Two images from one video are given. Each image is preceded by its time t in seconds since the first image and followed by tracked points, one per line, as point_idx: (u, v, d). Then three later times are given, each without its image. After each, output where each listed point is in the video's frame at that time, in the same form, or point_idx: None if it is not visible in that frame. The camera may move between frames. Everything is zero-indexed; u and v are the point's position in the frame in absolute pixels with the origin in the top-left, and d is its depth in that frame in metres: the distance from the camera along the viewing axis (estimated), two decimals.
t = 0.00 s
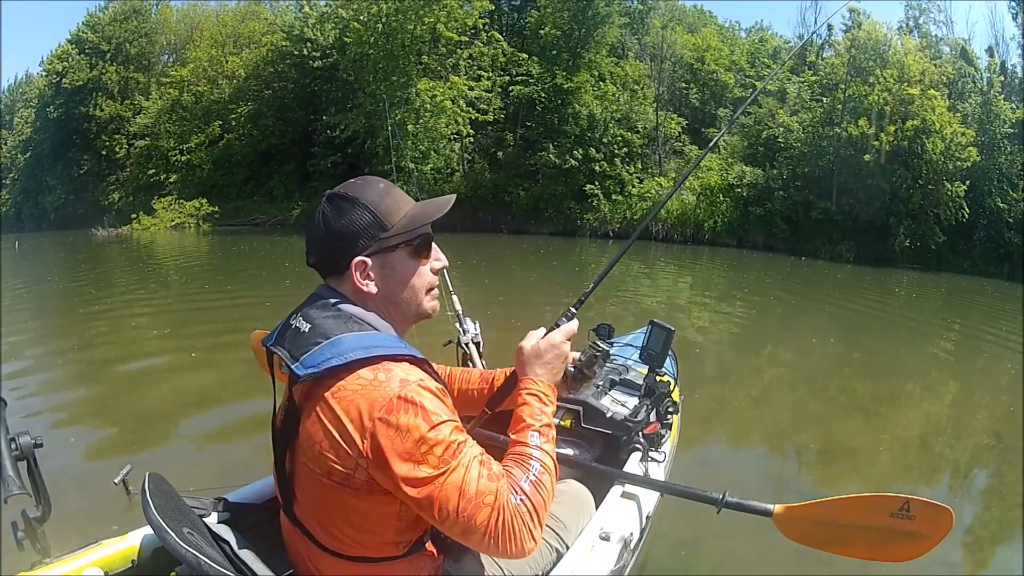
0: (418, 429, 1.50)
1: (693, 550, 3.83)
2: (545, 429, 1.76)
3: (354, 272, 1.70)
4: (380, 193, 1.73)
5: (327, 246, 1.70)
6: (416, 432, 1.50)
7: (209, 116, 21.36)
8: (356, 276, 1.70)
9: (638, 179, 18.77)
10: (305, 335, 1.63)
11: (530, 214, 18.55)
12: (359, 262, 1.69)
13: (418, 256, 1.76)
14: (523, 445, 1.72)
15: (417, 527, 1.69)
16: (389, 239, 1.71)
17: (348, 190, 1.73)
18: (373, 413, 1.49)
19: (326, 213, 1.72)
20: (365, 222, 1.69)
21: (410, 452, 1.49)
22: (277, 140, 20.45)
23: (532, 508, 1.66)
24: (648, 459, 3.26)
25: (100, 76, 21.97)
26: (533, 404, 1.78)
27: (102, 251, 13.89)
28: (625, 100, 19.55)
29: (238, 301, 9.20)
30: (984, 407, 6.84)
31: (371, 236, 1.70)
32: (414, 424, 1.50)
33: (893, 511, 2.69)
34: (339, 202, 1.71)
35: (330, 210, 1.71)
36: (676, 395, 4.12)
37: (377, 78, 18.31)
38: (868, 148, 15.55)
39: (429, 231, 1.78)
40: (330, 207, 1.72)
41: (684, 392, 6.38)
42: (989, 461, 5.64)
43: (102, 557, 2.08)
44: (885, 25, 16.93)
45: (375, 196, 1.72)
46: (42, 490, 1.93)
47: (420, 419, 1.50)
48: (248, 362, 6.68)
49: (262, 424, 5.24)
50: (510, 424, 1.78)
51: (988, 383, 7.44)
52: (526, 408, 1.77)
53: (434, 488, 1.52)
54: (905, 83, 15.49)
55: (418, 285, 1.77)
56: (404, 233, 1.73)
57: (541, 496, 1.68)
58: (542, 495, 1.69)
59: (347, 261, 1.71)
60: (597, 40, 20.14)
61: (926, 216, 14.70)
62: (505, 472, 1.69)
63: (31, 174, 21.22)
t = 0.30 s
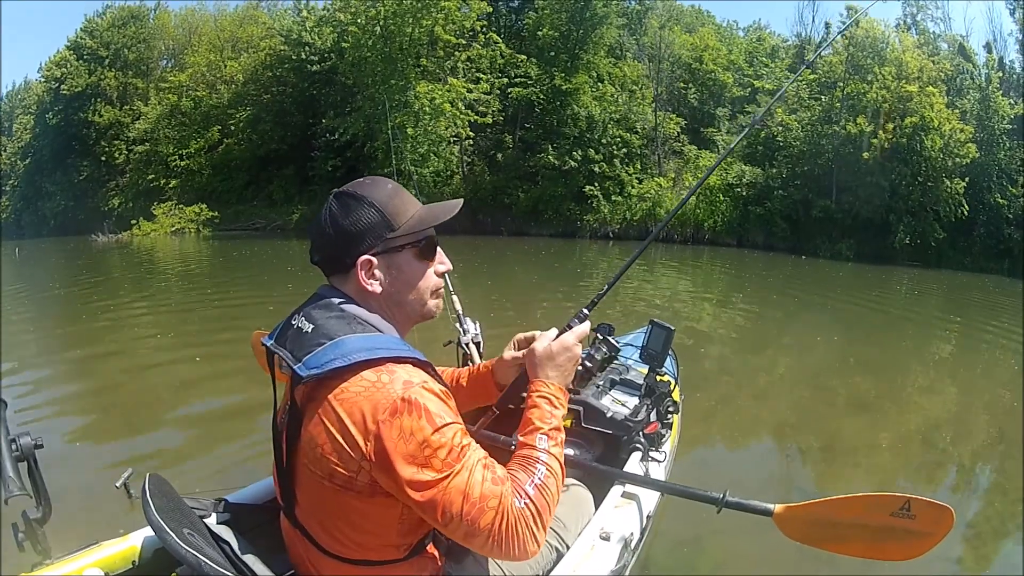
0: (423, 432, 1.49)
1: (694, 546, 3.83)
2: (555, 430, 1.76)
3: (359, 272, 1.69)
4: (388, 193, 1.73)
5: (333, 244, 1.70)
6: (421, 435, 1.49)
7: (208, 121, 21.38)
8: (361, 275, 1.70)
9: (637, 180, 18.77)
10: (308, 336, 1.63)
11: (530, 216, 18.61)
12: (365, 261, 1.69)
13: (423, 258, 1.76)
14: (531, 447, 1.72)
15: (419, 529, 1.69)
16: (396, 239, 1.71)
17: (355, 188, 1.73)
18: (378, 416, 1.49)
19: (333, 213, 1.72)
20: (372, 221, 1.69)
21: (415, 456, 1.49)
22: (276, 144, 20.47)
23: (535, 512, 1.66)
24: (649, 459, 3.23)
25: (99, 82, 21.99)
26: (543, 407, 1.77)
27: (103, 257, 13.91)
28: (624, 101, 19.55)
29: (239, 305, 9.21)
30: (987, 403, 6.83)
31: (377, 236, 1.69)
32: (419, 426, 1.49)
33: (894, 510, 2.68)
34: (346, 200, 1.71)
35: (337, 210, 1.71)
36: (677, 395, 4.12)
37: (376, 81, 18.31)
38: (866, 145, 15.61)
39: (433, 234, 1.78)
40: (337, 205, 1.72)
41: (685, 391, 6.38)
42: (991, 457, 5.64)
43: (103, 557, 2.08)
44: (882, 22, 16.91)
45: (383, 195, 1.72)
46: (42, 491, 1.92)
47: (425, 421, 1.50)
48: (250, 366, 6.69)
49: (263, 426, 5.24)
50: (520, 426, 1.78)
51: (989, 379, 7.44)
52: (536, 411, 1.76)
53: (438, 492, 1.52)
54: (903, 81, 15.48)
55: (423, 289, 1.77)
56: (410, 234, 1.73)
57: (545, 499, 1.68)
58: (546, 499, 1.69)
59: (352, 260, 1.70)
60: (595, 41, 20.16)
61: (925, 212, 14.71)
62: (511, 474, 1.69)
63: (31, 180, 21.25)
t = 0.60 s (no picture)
0: (416, 436, 1.50)
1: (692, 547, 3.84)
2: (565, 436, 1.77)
3: (355, 269, 1.69)
4: (388, 190, 1.74)
5: (331, 240, 1.70)
6: (415, 439, 1.50)
7: (210, 115, 21.38)
8: (357, 273, 1.70)
9: (638, 179, 18.74)
10: (302, 336, 1.62)
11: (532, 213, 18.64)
12: (362, 258, 1.69)
13: (422, 259, 1.76)
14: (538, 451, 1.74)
15: (413, 533, 1.69)
16: (394, 238, 1.71)
17: (354, 184, 1.73)
18: (370, 422, 1.49)
19: (332, 208, 1.71)
20: (370, 217, 1.69)
21: (407, 461, 1.49)
22: (277, 139, 20.45)
23: (532, 517, 1.67)
24: (648, 459, 3.20)
25: (101, 75, 21.98)
26: (558, 414, 1.79)
27: (105, 250, 13.92)
28: (626, 100, 19.51)
29: (239, 299, 9.21)
30: (985, 408, 6.83)
31: (375, 233, 1.69)
32: (412, 431, 1.50)
33: (893, 512, 2.69)
34: (345, 195, 1.71)
35: (336, 204, 1.71)
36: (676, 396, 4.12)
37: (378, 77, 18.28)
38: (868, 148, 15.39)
39: (433, 234, 1.78)
40: (336, 200, 1.72)
41: (684, 391, 6.39)
42: (989, 461, 5.64)
43: (102, 555, 2.09)
44: (887, 24, 16.85)
45: (383, 191, 1.72)
46: (41, 489, 1.93)
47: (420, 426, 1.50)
48: (249, 361, 6.69)
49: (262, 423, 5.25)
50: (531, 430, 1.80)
51: (988, 384, 7.43)
52: (547, 418, 1.78)
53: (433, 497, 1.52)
54: (906, 83, 15.45)
55: (419, 289, 1.77)
56: (409, 233, 1.73)
57: (543, 505, 1.69)
58: (545, 505, 1.70)
59: (349, 257, 1.70)
60: (598, 39, 20.10)
61: (926, 216, 14.71)
62: (512, 477, 1.70)
63: (32, 172, 21.26)
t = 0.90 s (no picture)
0: (409, 439, 1.48)
1: (692, 549, 3.84)
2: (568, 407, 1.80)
3: (358, 277, 1.67)
4: (422, 217, 1.73)
5: (345, 239, 1.67)
6: (410, 442, 1.49)
7: (209, 118, 21.39)
8: (358, 280, 1.68)
9: (637, 181, 18.75)
10: (291, 342, 1.60)
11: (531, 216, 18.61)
12: (368, 269, 1.66)
13: (423, 291, 1.74)
14: (546, 425, 1.76)
15: (410, 532, 1.69)
16: (407, 263, 1.69)
17: (388, 192, 1.71)
18: (361, 431, 1.47)
19: (360, 203, 1.70)
20: (393, 234, 1.67)
21: (403, 463, 1.49)
22: (276, 142, 20.47)
23: (544, 488, 1.70)
24: (647, 461, 3.18)
25: (100, 78, 21.98)
26: (563, 389, 1.82)
27: (104, 253, 13.89)
28: (625, 101, 19.52)
29: (237, 302, 9.21)
30: (984, 408, 6.84)
31: (391, 251, 1.67)
32: (405, 434, 1.48)
33: (893, 513, 2.69)
34: (378, 198, 1.70)
35: (365, 203, 1.70)
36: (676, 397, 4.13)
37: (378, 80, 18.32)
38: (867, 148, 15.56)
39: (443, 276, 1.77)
40: (368, 200, 1.70)
41: (683, 393, 6.38)
42: (989, 462, 5.64)
43: (103, 557, 2.08)
44: (885, 25, 16.91)
45: (413, 212, 1.71)
46: (42, 491, 1.92)
47: (414, 429, 1.49)
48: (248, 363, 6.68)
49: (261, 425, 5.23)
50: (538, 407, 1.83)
51: (988, 385, 7.44)
52: (553, 394, 1.80)
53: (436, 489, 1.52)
54: (905, 84, 15.51)
55: (411, 316, 1.75)
56: (423, 267, 1.71)
57: (554, 475, 1.72)
58: (556, 476, 1.72)
59: (357, 260, 1.68)
60: (597, 41, 20.10)
61: (925, 217, 14.69)
62: (519, 453, 1.72)
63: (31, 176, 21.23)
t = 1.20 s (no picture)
0: (382, 432, 1.47)
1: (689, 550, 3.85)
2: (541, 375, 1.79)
3: (357, 287, 1.62)
4: (437, 241, 1.66)
5: (353, 246, 1.62)
6: (379, 435, 1.47)
7: (211, 114, 21.42)
8: (357, 290, 1.62)
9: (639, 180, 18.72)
10: (269, 350, 1.60)
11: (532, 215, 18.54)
12: (367, 280, 1.61)
13: (419, 313, 1.67)
14: (523, 395, 1.73)
15: (402, 528, 1.68)
16: (409, 283, 1.62)
17: (409, 206, 1.66)
18: (328, 431, 1.47)
19: (378, 211, 1.65)
20: (403, 250, 1.61)
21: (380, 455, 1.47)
22: (278, 139, 20.47)
23: (539, 449, 1.66)
24: (647, 461, 3.18)
25: (102, 73, 22.02)
26: (530, 362, 1.80)
27: (105, 248, 13.91)
28: (627, 101, 19.51)
29: (237, 298, 9.21)
30: (984, 412, 6.83)
31: (396, 268, 1.61)
32: (377, 428, 1.47)
33: (892, 513, 2.70)
34: (398, 209, 1.65)
35: (383, 212, 1.64)
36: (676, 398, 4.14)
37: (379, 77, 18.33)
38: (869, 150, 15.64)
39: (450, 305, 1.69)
40: (386, 210, 1.64)
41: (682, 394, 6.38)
42: (987, 466, 5.62)
43: (102, 557, 2.08)
44: (887, 27, 16.94)
45: (428, 232, 1.64)
46: (41, 491, 1.92)
47: (382, 422, 1.48)
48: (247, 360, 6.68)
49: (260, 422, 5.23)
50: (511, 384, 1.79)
51: (988, 389, 7.42)
52: (524, 365, 1.78)
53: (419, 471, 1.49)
54: (907, 87, 15.50)
55: (407, 334, 1.69)
56: (425, 291, 1.64)
57: (546, 436, 1.68)
58: (548, 437, 1.69)
59: (360, 269, 1.63)
60: (599, 41, 20.15)
61: (926, 219, 14.56)
62: (505, 426, 1.70)
63: (32, 170, 21.28)
